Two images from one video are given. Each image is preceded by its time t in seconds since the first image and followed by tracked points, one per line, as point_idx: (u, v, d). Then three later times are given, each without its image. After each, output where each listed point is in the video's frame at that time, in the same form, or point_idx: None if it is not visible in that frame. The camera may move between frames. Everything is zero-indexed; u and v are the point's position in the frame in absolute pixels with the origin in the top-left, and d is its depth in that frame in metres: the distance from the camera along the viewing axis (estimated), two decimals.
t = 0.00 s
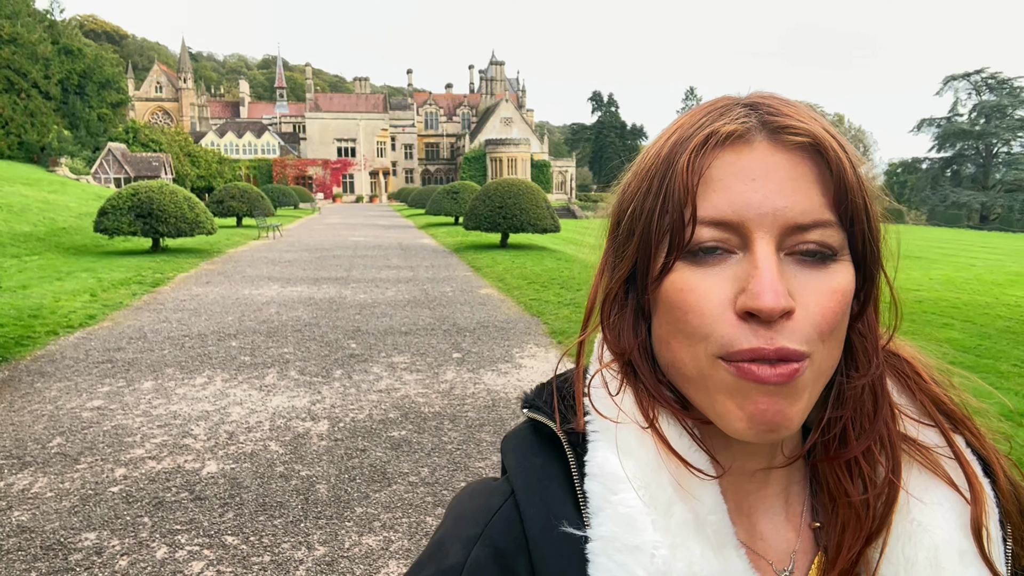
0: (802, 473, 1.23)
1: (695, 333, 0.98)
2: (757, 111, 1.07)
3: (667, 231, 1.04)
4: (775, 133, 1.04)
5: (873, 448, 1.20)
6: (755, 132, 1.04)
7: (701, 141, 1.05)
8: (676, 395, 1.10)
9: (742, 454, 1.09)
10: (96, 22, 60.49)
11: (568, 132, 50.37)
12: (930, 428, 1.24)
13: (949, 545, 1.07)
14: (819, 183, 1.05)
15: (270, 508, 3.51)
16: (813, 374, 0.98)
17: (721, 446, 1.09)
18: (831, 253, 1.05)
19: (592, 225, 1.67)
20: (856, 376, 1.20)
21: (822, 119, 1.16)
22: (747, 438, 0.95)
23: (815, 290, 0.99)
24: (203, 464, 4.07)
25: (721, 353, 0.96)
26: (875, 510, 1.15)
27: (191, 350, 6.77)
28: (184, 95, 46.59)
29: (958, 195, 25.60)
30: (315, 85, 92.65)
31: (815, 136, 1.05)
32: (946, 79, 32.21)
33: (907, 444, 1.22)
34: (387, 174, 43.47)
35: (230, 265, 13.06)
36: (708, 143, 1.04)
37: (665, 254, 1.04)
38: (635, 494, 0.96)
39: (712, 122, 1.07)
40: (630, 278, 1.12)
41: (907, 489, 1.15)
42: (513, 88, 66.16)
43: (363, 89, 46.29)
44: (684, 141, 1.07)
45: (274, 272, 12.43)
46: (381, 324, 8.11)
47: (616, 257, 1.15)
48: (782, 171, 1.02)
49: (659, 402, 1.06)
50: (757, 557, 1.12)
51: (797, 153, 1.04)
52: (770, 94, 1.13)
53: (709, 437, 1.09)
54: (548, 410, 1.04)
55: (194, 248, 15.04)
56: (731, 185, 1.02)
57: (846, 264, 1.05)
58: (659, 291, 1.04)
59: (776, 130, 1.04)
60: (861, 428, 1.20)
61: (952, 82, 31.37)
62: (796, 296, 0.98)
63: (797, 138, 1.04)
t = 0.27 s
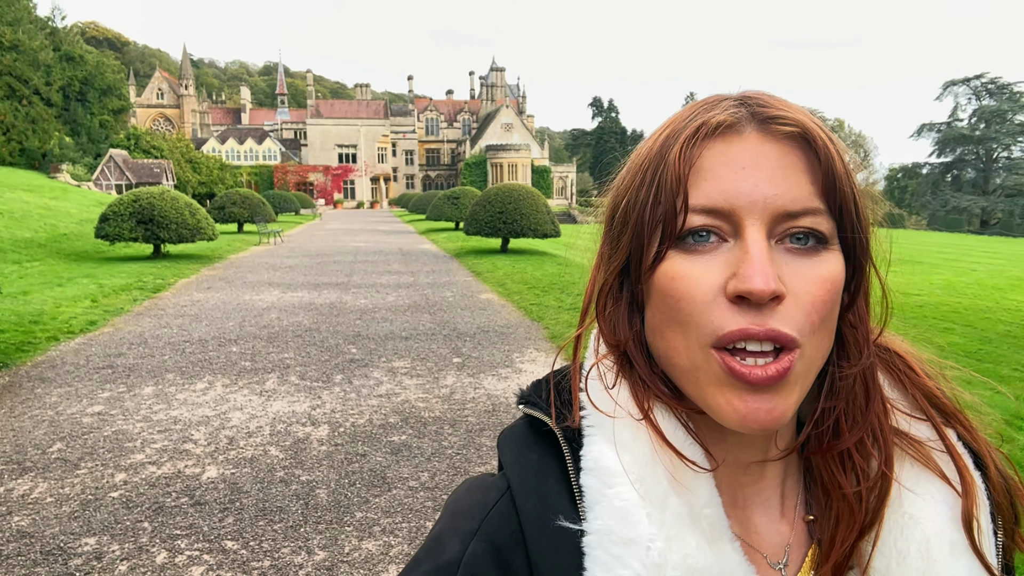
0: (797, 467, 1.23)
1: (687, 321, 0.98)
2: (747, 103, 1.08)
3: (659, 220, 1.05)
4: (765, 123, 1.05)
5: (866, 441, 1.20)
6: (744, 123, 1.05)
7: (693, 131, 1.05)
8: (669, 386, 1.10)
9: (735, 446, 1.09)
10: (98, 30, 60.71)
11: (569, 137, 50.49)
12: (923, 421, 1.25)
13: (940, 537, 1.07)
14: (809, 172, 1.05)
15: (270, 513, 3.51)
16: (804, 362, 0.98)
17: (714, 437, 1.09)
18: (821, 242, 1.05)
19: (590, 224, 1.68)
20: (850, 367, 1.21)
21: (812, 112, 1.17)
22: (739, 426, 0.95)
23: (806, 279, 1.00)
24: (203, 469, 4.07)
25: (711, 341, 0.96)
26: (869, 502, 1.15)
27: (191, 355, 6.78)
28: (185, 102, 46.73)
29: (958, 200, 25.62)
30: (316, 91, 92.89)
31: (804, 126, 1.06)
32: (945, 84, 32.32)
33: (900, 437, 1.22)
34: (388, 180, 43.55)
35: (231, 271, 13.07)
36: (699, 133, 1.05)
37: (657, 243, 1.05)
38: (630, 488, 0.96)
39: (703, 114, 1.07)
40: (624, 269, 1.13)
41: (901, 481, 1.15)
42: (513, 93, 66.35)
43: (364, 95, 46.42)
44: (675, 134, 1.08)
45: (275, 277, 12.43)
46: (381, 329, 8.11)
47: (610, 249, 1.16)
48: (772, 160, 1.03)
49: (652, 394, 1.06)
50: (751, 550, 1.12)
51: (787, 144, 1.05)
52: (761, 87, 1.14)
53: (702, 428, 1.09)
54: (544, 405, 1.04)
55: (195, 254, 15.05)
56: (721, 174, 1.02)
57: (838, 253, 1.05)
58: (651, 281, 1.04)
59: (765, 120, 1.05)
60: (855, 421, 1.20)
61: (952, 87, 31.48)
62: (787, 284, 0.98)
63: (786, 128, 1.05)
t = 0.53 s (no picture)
0: (799, 471, 1.23)
1: (691, 326, 0.98)
2: (752, 108, 1.08)
3: (662, 223, 1.05)
4: (769, 128, 1.05)
5: (869, 446, 1.20)
6: (749, 127, 1.05)
7: (697, 135, 1.05)
8: (673, 391, 1.10)
9: (738, 451, 1.09)
10: (89, 28, 60.39)
11: (563, 136, 50.51)
12: (925, 425, 1.25)
13: (943, 542, 1.07)
14: (812, 177, 1.05)
15: (265, 513, 3.49)
16: (808, 366, 0.97)
17: (716, 442, 1.09)
18: (824, 247, 1.05)
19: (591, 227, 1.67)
20: (852, 371, 1.21)
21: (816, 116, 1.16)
22: (742, 430, 0.95)
23: (810, 284, 1.00)
24: (197, 469, 4.05)
25: (714, 346, 0.96)
26: (871, 506, 1.15)
27: (185, 355, 6.74)
28: (178, 100, 46.52)
29: (950, 199, 25.78)
30: (309, 90, 92.65)
31: (808, 131, 1.06)
32: (938, 84, 32.48)
33: (903, 441, 1.22)
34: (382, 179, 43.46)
35: (224, 270, 13.02)
36: (703, 137, 1.05)
37: (661, 247, 1.04)
38: (632, 493, 0.96)
39: (706, 118, 1.07)
40: (626, 273, 1.12)
41: (902, 486, 1.15)
42: (508, 92, 66.33)
43: (358, 94, 46.32)
44: (679, 138, 1.08)
45: (269, 277, 12.39)
46: (376, 329, 8.09)
47: (613, 253, 1.15)
48: (776, 165, 1.03)
49: (655, 398, 1.06)
50: (754, 554, 1.12)
51: (790, 148, 1.05)
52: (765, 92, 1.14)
53: (705, 433, 1.09)
54: (545, 410, 1.04)
55: (188, 253, 14.98)
56: (726, 178, 1.02)
57: (840, 257, 1.05)
58: (654, 285, 1.04)
59: (770, 124, 1.05)
60: (857, 425, 1.20)
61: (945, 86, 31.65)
62: (790, 288, 0.98)
63: (791, 133, 1.05)
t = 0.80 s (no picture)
0: (801, 474, 1.23)
1: (691, 329, 0.97)
2: (751, 108, 1.07)
3: (661, 225, 1.04)
4: (768, 128, 1.04)
5: (870, 449, 1.20)
6: (748, 127, 1.04)
7: (695, 136, 1.04)
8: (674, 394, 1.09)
9: (739, 455, 1.09)
10: (85, 26, 60.32)
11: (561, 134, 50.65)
12: (929, 427, 1.24)
13: (947, 546, 1.06)
14: (813, 176, 1.05)
15: (264, 512, 3.49)
16: (807, 368, 0.97)
17: (718, 446, 1.08)
18: (826, 247, 1.05)
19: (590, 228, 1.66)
20: (853, 373, 1.20)
21: (815, 116, 1.16)
22: (742, 431, 0.95)
23: (810, 285, 0.99)
24: (196, 468, 4.04)
25: (716, 348, 0.95)
26: (873, 509, 1.15)
27: (183, 354, 6.73)
28: (176, 98, 46.41)
29: (948, 197, 25.81)
30: (307, 88, 92.50)
31: (808, 131, 1.05)
32: (936, 81, 32.48)
33: (906, 445, 1.21)
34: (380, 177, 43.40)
35: (222, 269, 12.99)
36: (701, 138, 1.04)
37: (660, 250, 1.04)
38: (634, 498, 0.95)
39: (704, 120, 1.07)
40: (625, 276, 1.12)
41: (905, 489, 1.14)
42: (506, 90, 66.42)
43: (356, 92, 46.23)
44: (677, 139, 1.07)
45: (266, 275, 12.37)
46: (374, 327, 8.09)
47: (611, 256, 1.15)
48: (775, 166, 1.02)
49: (657, 403, 1.05)
50: (755, 559, 1.12)
51: (790, 148, 1.04)
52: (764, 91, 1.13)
53: (706, 437, 1.09)
54: (545, 414, 1.03)
55: (185, 251, 14.95)
56: (724, 180, 1.02)
57: (841, 258, 1.05)
58: (654, 288, 1.03)
59: (769, 125, 1.04)
60: (859, 427, 1.20)
61: (943, 83, 31.66)
62: (790, 291, 0.98)
63: (790, 133, 1.04)
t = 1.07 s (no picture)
0: (798, 470, 1.24)
1: (686, 323, 0.98)
2: (741, 105, 1.09)
3: (656, 221, 1.05)
4: (759, 124, 1.05)
5: (867, 443, 1.21)
6: (740, 123, 1.05)
7: (687, 133, 1.06)
8: (670, 391, 1.10)
9: (736, 450, 1.10)
10: (85, 30, 60.47)
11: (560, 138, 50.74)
12: (923, 423, 1.25)
13: (943, 539, 1.07)
14: (805, 172, 1.06)
15: (264, 515, 3.50)
16: (802, 360, 0.98)
17: (715, 440, 1.09)
18: (820, 240, 1.06)
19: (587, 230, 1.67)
20: (848, 368, 1.21)
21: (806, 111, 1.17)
22: (739, 423, 0.96)
23: (804, 277, 1.00)
24: (196, 471, 4.05)
25: (710, 341, 0.97)
26: (871, 503, 1.16)
27: (183, 357, 6.74)
28: (175, 103, 46.48)
29: (947, 200, 25.86)
30: (307, 92, 92.67)
31: (799, 126, 1.07)
32: (935, 85, 32.53)
33: (902, 440, 1.22)
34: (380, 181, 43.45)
35: (222, 273, 13.01)
36: (694, 135, 1.05)
37: (656, 245, 1.05)
38: (633, 493, 0.96)
39: (695, 117, 1.08)
40: (622, 273, 1.13)
41: (901, 482, 1.15)
42: (505, 93, 66.52)
43: (356, 96, 46.30)
44: (670, 137, 1.08)
45: (266, 279, 12.38)
46: (374, 330, 8.10)
47: (608, 253, 1.16)
48: (768, 160, 1.03)
49: (653, 399, 1.06)
50: (754, 554, 1.12)
51: (782, 143, 1.06)
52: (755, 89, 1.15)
53: (704, 432, 1.10)
54: (544, 412, 1.04)
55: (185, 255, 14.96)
56: (718, 175, 1.03)
57: (835, 251, 1.06)
58: (650, 283, 1.04)
59: (761, 120, 1.05)
60: (854, 422, 1.21)
61: (942, 87, 31.74)
62: (785, 283, 0.99)
63: (781, 128, 1.06)
